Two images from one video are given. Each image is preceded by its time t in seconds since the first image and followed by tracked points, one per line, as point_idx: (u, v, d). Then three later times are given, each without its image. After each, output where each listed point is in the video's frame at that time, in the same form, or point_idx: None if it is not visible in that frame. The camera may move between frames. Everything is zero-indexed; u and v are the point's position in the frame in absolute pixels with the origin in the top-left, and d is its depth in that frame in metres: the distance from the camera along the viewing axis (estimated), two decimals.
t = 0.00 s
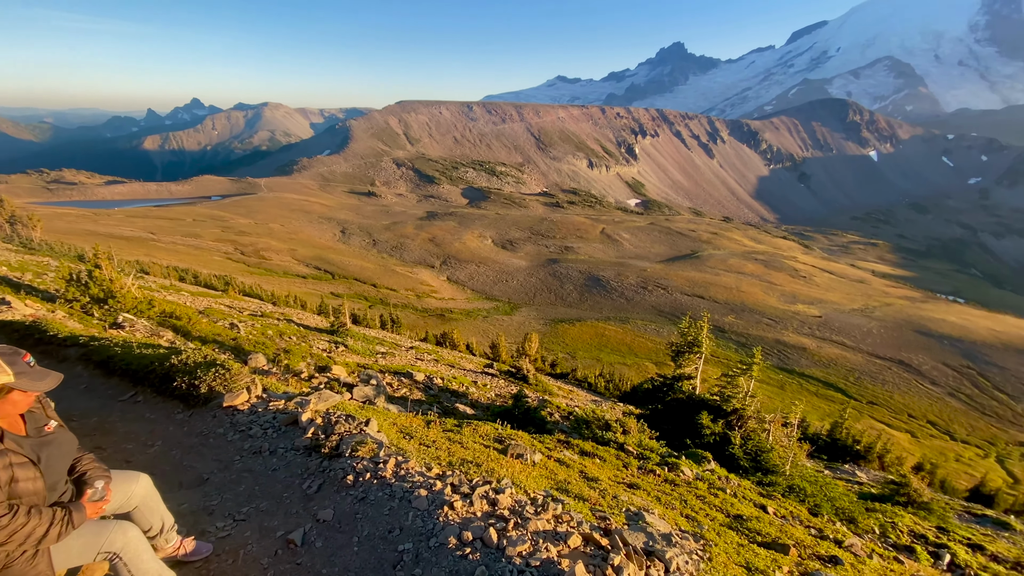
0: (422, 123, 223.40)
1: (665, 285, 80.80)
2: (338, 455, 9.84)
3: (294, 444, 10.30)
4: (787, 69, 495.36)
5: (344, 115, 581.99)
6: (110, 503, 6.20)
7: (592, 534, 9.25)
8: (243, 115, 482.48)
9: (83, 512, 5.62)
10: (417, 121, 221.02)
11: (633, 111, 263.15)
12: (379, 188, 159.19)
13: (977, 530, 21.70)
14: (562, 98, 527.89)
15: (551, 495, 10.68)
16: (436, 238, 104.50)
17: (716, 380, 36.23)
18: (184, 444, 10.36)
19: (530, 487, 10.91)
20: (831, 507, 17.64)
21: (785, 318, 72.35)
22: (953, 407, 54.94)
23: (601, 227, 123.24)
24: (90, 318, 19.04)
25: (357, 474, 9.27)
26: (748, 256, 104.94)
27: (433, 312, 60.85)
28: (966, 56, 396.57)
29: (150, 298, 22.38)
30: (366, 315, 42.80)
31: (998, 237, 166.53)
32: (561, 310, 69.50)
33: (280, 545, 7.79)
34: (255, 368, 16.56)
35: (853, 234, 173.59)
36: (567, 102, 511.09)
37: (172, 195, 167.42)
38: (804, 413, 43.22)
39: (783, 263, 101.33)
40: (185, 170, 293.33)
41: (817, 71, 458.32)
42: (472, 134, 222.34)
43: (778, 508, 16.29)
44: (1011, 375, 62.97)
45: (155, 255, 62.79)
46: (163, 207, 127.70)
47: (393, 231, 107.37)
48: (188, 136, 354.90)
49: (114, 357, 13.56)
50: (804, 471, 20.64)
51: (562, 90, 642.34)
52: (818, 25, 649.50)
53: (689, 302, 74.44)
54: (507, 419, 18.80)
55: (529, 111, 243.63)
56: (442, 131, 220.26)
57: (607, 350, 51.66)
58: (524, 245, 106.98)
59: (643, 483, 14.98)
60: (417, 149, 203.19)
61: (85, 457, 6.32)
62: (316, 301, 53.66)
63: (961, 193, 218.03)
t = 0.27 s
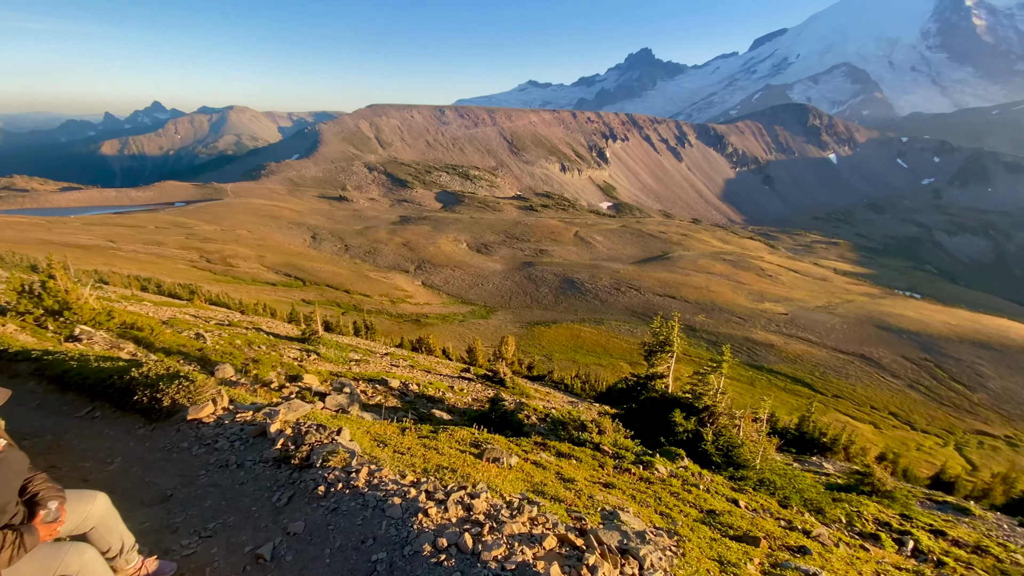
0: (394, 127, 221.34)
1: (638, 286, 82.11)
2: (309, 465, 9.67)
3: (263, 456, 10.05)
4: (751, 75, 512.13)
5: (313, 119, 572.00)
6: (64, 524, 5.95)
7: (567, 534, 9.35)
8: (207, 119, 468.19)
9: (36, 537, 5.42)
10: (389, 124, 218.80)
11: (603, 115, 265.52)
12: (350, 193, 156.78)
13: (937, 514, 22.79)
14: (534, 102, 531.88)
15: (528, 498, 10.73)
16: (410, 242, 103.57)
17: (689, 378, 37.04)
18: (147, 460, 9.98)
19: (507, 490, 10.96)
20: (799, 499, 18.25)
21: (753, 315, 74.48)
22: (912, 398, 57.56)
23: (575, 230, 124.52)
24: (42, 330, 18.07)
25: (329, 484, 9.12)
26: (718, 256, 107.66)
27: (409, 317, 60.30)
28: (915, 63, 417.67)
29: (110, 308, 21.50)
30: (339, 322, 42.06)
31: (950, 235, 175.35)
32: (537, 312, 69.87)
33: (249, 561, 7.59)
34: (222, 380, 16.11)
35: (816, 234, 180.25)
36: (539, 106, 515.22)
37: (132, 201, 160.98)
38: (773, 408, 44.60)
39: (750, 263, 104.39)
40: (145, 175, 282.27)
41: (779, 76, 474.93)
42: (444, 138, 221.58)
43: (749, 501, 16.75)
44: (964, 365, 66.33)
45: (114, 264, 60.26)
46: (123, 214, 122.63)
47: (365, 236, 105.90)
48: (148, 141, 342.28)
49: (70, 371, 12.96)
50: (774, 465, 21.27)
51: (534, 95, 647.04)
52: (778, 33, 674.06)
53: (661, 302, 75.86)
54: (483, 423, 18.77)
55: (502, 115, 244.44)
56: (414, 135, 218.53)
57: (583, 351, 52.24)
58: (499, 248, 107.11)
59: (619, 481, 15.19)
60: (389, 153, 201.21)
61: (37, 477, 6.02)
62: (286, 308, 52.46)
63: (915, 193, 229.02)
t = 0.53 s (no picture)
0: (363, 130, 218.28)
1: (610, 287, 83.32)
2: (277, 477, 9.43)
3: (228, 469, 9.76)
4: (714, 80, 527.77)
5: (279, 122, 559.08)
6: (13, 548, 5.66)
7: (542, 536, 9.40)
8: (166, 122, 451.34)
9: None
10: (357, 128, 215.67)
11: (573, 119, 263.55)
12: (319, 197, 153.79)
13: (896, 501, 23.89)
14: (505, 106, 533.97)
15: (502, 501, 10.75)
16: (382, 247, 102.34)
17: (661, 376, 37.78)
18: (104, 478, 9.55)
19: (482, 494, 10.95)
20: (768, 491, 18.81)
21: (721, 314, 76.67)
22: (871, 390, 60.23)
23: (547, 232, 125.44)
24: None
25: (297, 496, 8.91)
26: (686, 257, 110.39)
27: (381, 323, 59.51)
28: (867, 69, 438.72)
29: (63, 321, 20.47)
30: (309, 329, 41.15)
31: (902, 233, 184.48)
32: (511, 315, 70.03)
33: None
34: (186, 393, 15.56)
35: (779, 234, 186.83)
36: (510, 110, 517.91)
37: (86, 208, 153.62)
38: (742, 403, 45.89)
39: (717, 262, 107.29)
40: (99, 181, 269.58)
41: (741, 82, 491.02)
42: (415, 142, 219.80)
43: (719, 495, 17.16)
44: (918, 357, 69.76)
45: (66, 274, 57.40)
46: (76, 221, 116.96)
47: (335, 241, 104.03)
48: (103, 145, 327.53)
49: (18, 388, 12.26)
50: (743, 459, 21.88)
51: (504, 98, 649.51)
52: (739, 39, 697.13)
53: (632, 302, 77.20)
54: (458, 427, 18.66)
55: (472, 119, 244.41)
56: (383, 138, 215.91)
57: (557, 352, 52.63)
58: (472, 252, 106.93)
59: (593, 481, 15.33)
60: (359, 157, 198.37)
61: None
62: (253, 317, 51.09)
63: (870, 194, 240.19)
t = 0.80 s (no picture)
0: (330, 133, 214.08)
1: (581, 288, 84.24)
2: (241, 490, 9.18)
3: (189, 484, 9.43)
4: (679, 85, 541.51)
5: (242, 125, 543.16)
6: None
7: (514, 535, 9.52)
8: (120, 125, 432.24)
9: None
10: (324, 131, 211.56)
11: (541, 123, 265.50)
12: (285, 202, 150.07)
13: (856, 487, 25.05)
14: (475, 108, 533.80)
15: (477, 504, 10.76)
16: (351, 251, 100.64)
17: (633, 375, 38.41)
18: (54, 498, 9.08)
19: (459, 497, 10.98)
20: (736, 483, 19.40)
21: (689, 312, 78.58)
22: (832, 382, 62.85)
23: (519, 235, 125.89)
24: None
25: (263, 508, 8.69)
26: (654, 257, 112.73)
27: (352, 329, 58.48)
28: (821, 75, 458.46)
29: (9, 334, 19.37)
30: (276, 337, 40.03)
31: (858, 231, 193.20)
32: (485, 318, 69.94)
33: None
34: (145, 406, 14.94)
35: (743, 233, 192.98)
36: (479, 113, 517.31)
37: (34, 216, 145.48)
38: (711, 398, 47.15)
39: (684, 262, 109.89)
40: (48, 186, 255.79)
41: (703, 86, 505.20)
42: (383, 144, 217.09)
43: (691, 489, 17.57)
44: (874, 349, 73.10)
45: (11, 285, 54.28)
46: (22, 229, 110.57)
47: (302, 246, 101.69)
48: (51, 148, 310.92)
49: None
50: (712, 452, 22.55)
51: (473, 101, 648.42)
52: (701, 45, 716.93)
53: (603, 302, 78.28)
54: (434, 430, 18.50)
55: (441, 122, 243.25)
56: (351, 141, 212.37)
57: (531, 354, 52.83)
58: (444, 255, 106.32)
59: (568, 480, 15.47)
60: (326, 160, 194.53)
61: None
62: (216, 326, 49.41)
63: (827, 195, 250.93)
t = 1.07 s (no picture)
0: (294, 134, 209.05)
1: (553, 288, 84.90)
2: (203, 504, 8.88)
3: (146, 500, 9.06)
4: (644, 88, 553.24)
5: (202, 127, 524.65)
6: None
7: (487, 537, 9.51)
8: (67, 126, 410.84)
9: None
10: (288, 132, 206.42)
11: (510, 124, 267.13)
12: (248, 205, 145.65)
13: (818, 475, 26.14)
14: (443, 110, 531.24)
15: (449, 508, 10.70)
16: (319, 255, 98.52)
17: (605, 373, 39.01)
18: None
19: (431, 502, 10.91)
20: (705, 475, 19.91)
21: (658, 310, 80.26)
22: (794, 374, 65.38)
23: (490, 236, 125.93)
24: None
25: (226, 522, 8.43)
26: (624, 256, 114.70)
27: (321, 335, 57.27)
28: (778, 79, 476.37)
29: None
30: (241, 346, 38.82)
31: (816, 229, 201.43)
32: (458, 321, 69.64)
33: None
34: (99, 420, 14.28)
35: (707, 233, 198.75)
36: (447, 115, 514.94)
37: None
38: (680, 393, 48.34)
39: (652, 261, 112.25)
40: None
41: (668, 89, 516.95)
42: (350, 146, 213.44)
43: (662, 483, 17.95)
44: (832, 342, 76.31)
45: None
46: None
47: (267, 251, 98.90)
48: None
49: None
50: (683, 447, 23.10)
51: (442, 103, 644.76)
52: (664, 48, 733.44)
53: (575, 302, 79.12)
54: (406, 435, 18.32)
55: (409, 123, 240.90)
56: (317, 143, 207.99)
57: (504, 355, 52.96)
58: (415, 258, 105.33)
59: (541, 479, 15.56)
60: (291, 162, 189.81)
61: None
62: (177, 335, 47.57)
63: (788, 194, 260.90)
